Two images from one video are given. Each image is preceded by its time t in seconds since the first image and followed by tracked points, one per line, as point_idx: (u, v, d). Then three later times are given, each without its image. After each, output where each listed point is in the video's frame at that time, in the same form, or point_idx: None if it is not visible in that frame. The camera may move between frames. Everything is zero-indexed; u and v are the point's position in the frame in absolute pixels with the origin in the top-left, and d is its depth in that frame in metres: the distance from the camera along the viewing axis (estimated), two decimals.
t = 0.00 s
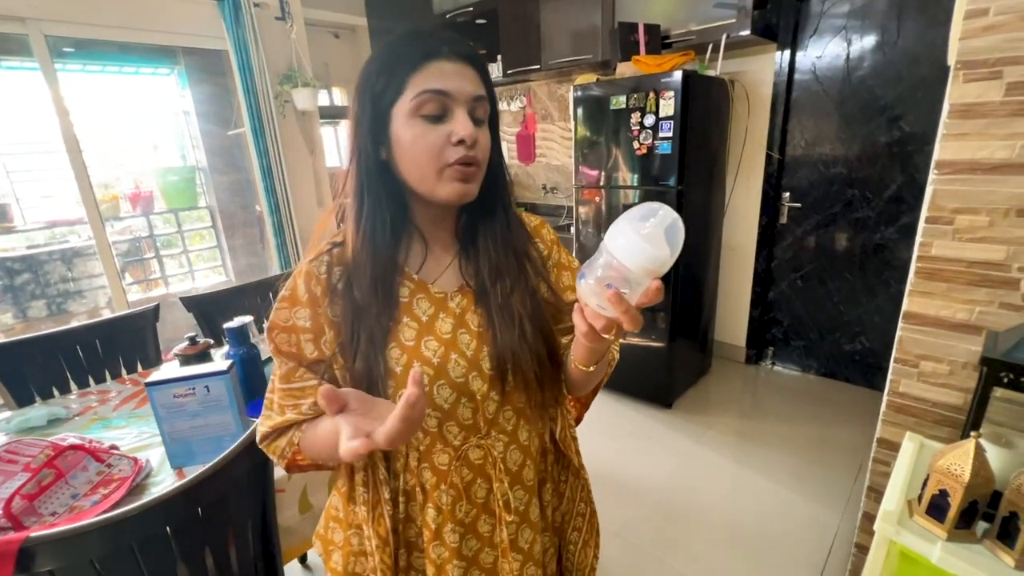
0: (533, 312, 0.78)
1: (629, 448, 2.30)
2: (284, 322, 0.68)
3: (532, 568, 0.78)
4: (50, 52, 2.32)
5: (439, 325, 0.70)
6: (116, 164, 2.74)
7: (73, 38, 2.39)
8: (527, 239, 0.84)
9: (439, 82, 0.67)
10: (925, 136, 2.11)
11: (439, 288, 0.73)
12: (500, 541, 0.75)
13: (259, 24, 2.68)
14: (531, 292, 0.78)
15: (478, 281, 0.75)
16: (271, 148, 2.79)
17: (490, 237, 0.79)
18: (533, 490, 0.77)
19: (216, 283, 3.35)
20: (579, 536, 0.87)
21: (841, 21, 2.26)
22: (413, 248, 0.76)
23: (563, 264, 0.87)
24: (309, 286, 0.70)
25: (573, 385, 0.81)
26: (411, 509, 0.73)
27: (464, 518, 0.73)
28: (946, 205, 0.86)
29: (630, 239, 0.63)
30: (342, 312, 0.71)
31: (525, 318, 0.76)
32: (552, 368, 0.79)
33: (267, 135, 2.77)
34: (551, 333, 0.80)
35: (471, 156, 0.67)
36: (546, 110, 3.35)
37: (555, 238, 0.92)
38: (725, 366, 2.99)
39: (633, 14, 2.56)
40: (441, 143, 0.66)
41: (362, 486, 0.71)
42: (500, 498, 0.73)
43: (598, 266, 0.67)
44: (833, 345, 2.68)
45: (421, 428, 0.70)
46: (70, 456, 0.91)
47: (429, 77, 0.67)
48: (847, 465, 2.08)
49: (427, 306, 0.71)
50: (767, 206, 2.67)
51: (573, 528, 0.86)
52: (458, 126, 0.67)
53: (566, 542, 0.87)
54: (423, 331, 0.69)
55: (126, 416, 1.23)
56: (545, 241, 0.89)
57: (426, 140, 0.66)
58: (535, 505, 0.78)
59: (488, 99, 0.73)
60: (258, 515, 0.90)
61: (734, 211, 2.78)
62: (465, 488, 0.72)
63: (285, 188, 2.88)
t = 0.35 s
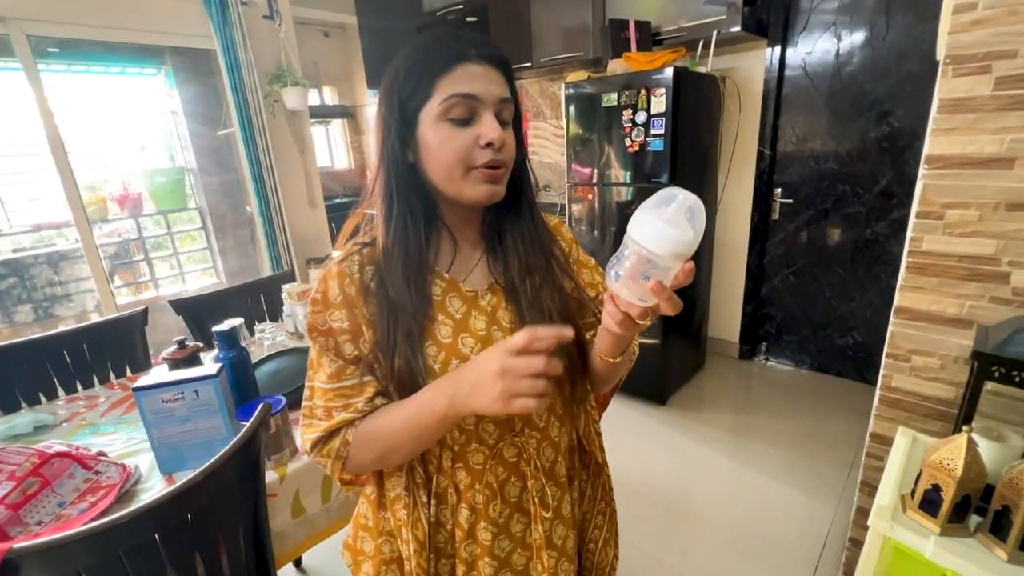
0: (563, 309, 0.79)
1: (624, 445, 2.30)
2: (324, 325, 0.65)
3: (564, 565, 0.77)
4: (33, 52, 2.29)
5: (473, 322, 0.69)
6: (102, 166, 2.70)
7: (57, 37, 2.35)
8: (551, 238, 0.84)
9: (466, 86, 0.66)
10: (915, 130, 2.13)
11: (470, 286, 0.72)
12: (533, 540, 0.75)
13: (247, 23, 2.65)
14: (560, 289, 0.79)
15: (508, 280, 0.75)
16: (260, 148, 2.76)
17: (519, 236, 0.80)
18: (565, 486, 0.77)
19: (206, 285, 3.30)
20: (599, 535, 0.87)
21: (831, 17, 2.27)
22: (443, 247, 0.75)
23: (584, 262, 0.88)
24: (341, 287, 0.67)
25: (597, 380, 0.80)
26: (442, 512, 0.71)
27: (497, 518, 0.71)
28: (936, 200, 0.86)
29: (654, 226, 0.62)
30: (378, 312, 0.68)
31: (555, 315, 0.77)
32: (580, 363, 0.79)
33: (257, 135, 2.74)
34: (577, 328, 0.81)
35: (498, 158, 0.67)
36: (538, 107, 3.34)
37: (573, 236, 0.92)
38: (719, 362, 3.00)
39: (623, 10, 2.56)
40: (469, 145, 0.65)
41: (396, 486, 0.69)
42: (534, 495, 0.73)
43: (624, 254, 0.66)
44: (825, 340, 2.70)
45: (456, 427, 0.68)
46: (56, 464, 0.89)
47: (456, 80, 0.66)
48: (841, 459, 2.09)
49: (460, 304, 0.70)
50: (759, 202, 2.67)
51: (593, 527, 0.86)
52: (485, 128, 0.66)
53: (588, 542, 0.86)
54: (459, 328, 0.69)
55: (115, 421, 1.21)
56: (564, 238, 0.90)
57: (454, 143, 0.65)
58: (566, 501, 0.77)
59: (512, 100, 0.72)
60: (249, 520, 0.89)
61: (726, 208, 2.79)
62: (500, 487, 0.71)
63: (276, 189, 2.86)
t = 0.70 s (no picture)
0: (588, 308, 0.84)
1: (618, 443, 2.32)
2: (368, 323, 0.68)
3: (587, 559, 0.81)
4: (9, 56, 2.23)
5: (506, 319, 0.74)
6: (82, 172, 2.64)
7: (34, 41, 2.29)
8: (573, 241, 0.89)
9: (492, 95, 0.66)
10: (895, 129, 2.18)
11: (501, 287, 0.76)
12: (561, 537, 0.78)
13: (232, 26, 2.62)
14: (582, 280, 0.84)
15: (536, 282, 0.80)
16: (247, 152, 2.73)
17: (546, 237, 0.85)
18: (589, 482, 0.82)
19: (192, 292, 3.24)
20: (617, 534, 0.92)
21: (812, 19, 2.32)
22: (474, 248, 0.78)
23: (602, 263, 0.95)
24: (379, 286, 0.70)
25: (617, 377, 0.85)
26: (474, 507, 0.75)
27: (526, 512, 0.76)
28: (923, 198, 0.88)
29: (672, 225, 0.64)
30: (416, 310, 0.70)
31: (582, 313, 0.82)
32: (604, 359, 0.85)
33: (243, 139, 2.71)
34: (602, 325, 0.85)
35: (523, 165, 0.68)
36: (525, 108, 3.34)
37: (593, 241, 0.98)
38: (709, 358, 3.04)
39: (609, 12, 2.58)
40: (497, 153, 0.67)
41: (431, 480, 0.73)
42: (562, 490, 0.77)
43: (645, 253, 0.67)
44: (812, 335, 2.75)
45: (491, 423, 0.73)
46: (51, 478, 0.88)
47: (483, 89, 0.67)
48: (829, 451, 2.13)
49: (492, 303, 0.74)
50: (745, 201, 2.72)
51: (613, 527, 0.91)
52: (512, 135, 0.67)
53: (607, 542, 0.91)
54: (494, 325, 0.72)
55: (107, 433, 1.19)
56: (585, 240, 0.95)
57: (481, 152, 0.66)
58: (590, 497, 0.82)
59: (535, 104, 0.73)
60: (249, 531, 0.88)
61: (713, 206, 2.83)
62: (528, 482, 0.76)
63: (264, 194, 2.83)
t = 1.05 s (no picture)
0: (607, 315, 0.87)
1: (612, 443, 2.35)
2: (383, 325, 0.71)
3: (600, 558, 0.85)
4: None
5: (529, 326, 0.76)
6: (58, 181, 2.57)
7: (10, 48, 2.21)
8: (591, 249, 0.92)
9: (494, 114, 0.68)
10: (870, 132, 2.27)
11: (522, 293, 0.79)
12: (577, 537, 0.81)
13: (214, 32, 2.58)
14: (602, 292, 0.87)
15: (556, 289, 0.83)
16: (232, 159, 2.69)
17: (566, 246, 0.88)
18: (604, 484, 0.85)
19: (175, 302, 3.16)
20: (628, 535, 0.96)
21: (789, 26, 2.39)
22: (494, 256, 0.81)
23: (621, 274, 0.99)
24: (402, 292, 0.73)
25: (634, 382, 0.90)
26: (496, 507, 0.78)
27: (544, 513, 0.78)
28: (906, 202, 0.93)
29: (687, 246, 0.68)
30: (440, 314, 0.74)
31: (601, 321, 0.85)
32: (621, 363, 0.88)
33: (228, 145, 2.68)
34: (619, 331, 0.89)
35: (530, 181, 0.70)
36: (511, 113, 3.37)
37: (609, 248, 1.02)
38: (696, 357, 3.10)
39: (593, 18, 2.62)
40: (502, 171, 0.68)
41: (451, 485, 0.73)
42: (580, 493, 0.80)
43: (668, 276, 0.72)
44: (794, 331, 2.83)
45: (514, 427, 0.75)
46: (56, 498, 0.86)
47: (486, 109, 0.68)
48: (815, 443, 2.20)
49: (515, 309, 0.77)
50: (728, 202, 2.79)
51: (624, 528, 0.95)
52: (515, 153, 0.68)
53: (619, 544, 0.95)
54: (517, 331, 0.75)
55: (104, 449, 1.17)
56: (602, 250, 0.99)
57: (487, 171, 0.68)
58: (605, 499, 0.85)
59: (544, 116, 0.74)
60: (262, 544, 0.88)
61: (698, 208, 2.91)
62: (549, 485, 0.78)
63: (250, 201, 2.80)
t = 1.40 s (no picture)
0: (603, 312, 0.88)
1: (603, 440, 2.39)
2: (377, 314, 0.70)
3: (600, 554, 0.85)
4: None
5: (527, 322, 0.77)
6: (31, 187, 2.48)
7: None
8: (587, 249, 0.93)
9: (477, 117, 0.68)
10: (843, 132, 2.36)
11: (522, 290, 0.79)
12: (578, 532, 0.82)
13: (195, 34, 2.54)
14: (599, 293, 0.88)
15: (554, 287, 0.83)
16: (215, 164, 2.65)
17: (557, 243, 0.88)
18: (605, 480, 0.85)
19: (155, 310, 3.09)
20: (628, 532, 0.98)
21: (764, 31, 2.48)
22: (491, 255, 0.81)
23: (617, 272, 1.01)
24: (401, 286, 0.73)
25: (631, 380, 0.91)
26: (499, 506, 0.78)
27: (547, 510, 0.79)
28: (887, 197, 0.98)
29: (674, 243, 0.69)
30: (440, 311, 0.74)
31: (598, 318, 0.86)
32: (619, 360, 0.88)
33: (210, 150, 2.63)
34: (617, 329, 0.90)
35: (515, 182, 0.69)
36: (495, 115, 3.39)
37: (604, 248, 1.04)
38: (681, 353, 3.17)
39: (576, 22, 2.67)
40: (485, 174, 0.68)
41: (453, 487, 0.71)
42: (582, 489, 0.81)
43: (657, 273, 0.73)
44: (775, 326, 2.92)
45: (515, 423, 0.76)
46: (58, 508, 0.85)
47: (469, 112, 0.69)
48: (799, 434, 2.27)
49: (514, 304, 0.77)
50: (709, 202, 2.87)
51: (623, 524, 0.96)
52: (497, 156, 0.68)
53: (618, 540, 0.96)
54: (516, 327, 0.75)
55: (98, 459, 1.14)
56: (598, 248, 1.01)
57: (471, 173, 0.69)
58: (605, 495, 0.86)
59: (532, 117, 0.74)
60: (271, 548, 0.87)
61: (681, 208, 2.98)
62: (551, 481, 0.78)
63: (233, 206, 2.76)
